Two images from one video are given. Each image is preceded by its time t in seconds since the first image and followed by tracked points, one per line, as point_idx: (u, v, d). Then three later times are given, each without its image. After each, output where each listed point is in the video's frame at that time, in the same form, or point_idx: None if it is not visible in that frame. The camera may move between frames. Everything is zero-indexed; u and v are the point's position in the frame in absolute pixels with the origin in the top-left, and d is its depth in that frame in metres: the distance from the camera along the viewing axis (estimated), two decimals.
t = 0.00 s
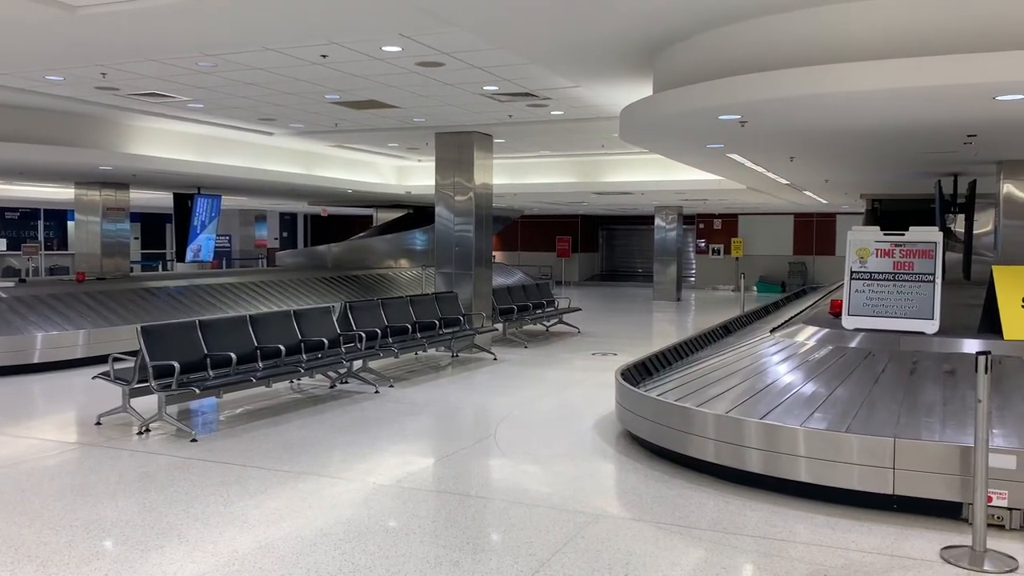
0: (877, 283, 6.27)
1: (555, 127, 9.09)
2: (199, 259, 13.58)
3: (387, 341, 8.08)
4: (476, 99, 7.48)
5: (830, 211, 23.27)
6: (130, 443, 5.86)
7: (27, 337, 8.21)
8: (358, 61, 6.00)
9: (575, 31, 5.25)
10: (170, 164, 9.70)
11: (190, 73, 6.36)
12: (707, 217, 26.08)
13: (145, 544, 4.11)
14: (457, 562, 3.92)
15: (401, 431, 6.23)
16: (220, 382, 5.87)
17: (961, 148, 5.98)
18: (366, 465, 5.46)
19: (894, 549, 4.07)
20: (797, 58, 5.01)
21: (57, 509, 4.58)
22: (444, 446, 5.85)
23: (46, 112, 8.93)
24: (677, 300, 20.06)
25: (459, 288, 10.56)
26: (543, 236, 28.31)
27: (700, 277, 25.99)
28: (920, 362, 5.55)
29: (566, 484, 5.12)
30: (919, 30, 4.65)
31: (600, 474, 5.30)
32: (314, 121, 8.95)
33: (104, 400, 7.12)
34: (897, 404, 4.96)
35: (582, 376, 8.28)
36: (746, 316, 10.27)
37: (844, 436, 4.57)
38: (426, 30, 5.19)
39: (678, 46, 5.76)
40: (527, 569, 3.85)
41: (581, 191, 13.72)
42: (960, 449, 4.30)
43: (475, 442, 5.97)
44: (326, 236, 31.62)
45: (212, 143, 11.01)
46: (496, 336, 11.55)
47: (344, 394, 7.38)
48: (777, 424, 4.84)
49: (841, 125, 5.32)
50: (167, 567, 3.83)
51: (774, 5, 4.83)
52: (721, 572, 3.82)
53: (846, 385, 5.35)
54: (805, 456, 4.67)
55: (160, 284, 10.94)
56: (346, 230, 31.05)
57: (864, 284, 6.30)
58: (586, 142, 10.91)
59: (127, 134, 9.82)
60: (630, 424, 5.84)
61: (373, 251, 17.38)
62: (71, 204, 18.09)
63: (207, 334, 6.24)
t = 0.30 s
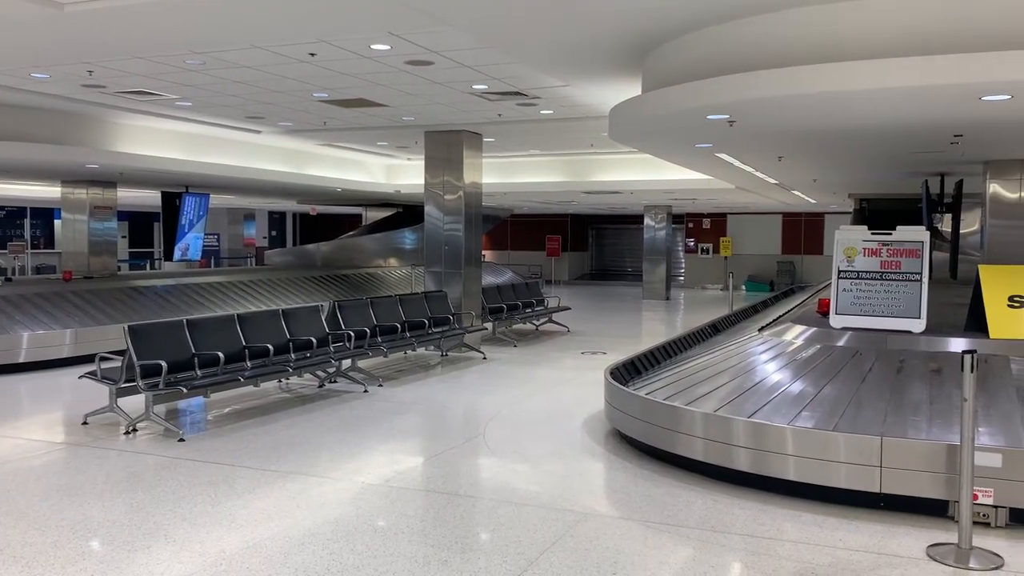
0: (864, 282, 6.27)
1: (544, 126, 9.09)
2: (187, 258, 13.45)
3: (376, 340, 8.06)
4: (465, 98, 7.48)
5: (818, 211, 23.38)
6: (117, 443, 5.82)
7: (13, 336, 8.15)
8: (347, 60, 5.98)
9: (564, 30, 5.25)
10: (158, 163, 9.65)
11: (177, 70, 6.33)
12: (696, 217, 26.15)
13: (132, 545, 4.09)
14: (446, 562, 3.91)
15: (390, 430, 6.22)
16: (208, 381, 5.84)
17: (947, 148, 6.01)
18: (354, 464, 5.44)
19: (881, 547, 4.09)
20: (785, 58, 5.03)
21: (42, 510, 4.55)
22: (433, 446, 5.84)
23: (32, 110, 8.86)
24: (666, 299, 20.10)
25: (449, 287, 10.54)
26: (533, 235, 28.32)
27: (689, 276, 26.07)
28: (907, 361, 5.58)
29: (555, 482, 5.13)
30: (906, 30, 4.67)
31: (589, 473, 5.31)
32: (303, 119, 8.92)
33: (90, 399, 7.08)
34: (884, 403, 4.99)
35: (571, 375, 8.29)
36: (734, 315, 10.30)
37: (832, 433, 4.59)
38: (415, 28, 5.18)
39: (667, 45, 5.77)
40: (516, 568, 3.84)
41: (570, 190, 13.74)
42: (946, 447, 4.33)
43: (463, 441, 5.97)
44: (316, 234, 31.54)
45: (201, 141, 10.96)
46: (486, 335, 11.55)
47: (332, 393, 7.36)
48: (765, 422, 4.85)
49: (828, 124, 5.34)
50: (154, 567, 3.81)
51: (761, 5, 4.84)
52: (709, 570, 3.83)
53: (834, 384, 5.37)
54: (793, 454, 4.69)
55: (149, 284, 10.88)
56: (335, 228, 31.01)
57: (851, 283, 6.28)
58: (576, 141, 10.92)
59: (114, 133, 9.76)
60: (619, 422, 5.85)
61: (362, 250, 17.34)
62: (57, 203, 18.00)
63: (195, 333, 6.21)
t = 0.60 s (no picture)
0: (852, 281, 6.32)
1: (532, 124, 9.08)
2: (174, 256, 13.41)
3: (364, 339, 8.04)
4: (454, 96, 7.47)
5: (806, 209, 23.48)
6: (103, 442, 5.78)
7: None
8: (335, 57, 5.96)
9: (553, 29, 5.25)
10: (145, 161, 9.59)
11: (164, 68, 6.30)
12: (685, 215, 26.21)
13: (118, 545, 4.06)
14: (434, 561, 3.90)
15: (378, 429, 6.20)
16: (195, 380, 5.81)
17: (933, 147, 6.05)
18: (343, 464, 5.42)
19: (868, 544, 4.10)
20: (773, 56, 5.05)
21: (27, 511, 4.51)
22: (422, 444, 5.83)
23: (18, 108, 8.79)
24: (654, 298, 20.14)
25: (438, 286, 10.53)
26: (523, 234, 28.33)
27: (677, 275, 26.14)
28: (894, 359, 5.60)
29: (543, 481, 5.12)
30: (890, 29, 4.70)
31: (578, 471, 5.31)
32: (291, 117, 8.89)
33: (76, 399, 7.02)
34: (871, 400, 5.01)
35: (559, 373, 8.29)
36: (722, 313, 10.33)
37: (819, 431, 4.60)
38: (404, 26, 5.17)
39: (656, 44, 5.78)
40: (504, 567, 3.84)
41: (558, 189, 13.75)
42: (933, 445, 4.35)
43: (452, 439, 5.96)
44: (304, 233, 31.46)
45: (188, 139, 10.91)
46: (475, 334, 11.54)
47: (321, 392, 7.34)
48: (753, 420, 4.86)
49: (815, 123, 5.35)
50: (139, 567, 3.78)
51: (748, 4, 4.86)
52: (697, 568, 3.83)
53: (821, 382, 5.39)
54: (781, 452, 4.70)
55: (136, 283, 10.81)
56: (323, 227, 30.95)
57: (838, 281, 6.34)
58: (564, 140, 10.92)
59: (101, 131, 9.70)
60: (608, 421, 5.85)
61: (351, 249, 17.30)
62: (43, 201, 17.90)
63: (182, 332, 6.18)
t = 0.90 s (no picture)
0: (839, 278, 6.33)
1: (521, 122, 9.08)
2: (161, 254, 13.33)
3: (353, 337, 8.01)
4: (442, 94, 7.45)
5: (794, 206, 23.55)
6: (89, 442, 5.73)
7: None
8: (323, 54, 5.94)
9: (541, 26, 5.25)
10: (132, 158, 9.54)
11: (149, 65, 6.26)
12: (674, 213, 26.26)
13: (104, 545, 4.03)
14: (423, 559, 3.89)
15: (367, 427, 6.19)
16: (183, 379, 5.77)
17: (919, 145, 6.08)
18: (332, 463, 5.40)
19: (855, 540, 4.12)
20: (760, 53, 5.06)
21: (12, 511, 4.46)
22: (411, 443, 5.82)
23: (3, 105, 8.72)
24: (643, 296, 20.11)
25: (427, 284, 10.51)
26: (512, 231, 28.32)
27: (666, 272, 26.18)
28: (881, 355, 5.63)
29: (532, 479, 5.12)
30: (877, 26, 4.72)
31: (567, 469, 5.30)
32: (279, 115, 8.86)
33: (62, 398, 6.97)
34: (859, 397, 5.03)
35: (548, 371, 8.29)
36: (710, 310, 10.36)
37: (807, 428, 4.62)
38: (392, 23, 5.15)
39: (644, 42, 5.78)
40: (493, 565, 3.83)
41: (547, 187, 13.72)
42: (919, 441, 4.37)
43: (441, 438, 5.95)
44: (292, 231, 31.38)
45: (175, 136, 10.86)
46: (464, 332, 11.53)
47: (309, 390, 7.31)
48: (741, 417, 4.88)
49: (802, 121, 5.37)
50: (126, 567, 3.76)
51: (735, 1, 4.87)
52: (685, 565, 3.84)
53: (809, 379, 5.41)
54: (769, 449, 4.71)
55: (125, 282, 10.74)
56: (312, 225, 30.89)
57: (826, 278, 6.35)
58: (553, 137, 10.93)
59: (88, 128, 9.64)
60: (596, 418, 5.85)
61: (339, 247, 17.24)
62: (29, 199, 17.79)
63: (169, 330, 6.14)
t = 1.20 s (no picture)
0: (827, 276, 6.31)
1: (509, 120, 9.07)
2: (148, 253, 13.34)
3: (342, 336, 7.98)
4: (431, 92, 7.43)
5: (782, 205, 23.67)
6: (76, 442, 5.70)
7: None
8: (311, 52, 5.91)
9: (528, 24, 5.24)
10: (118, 157, 9.48)
11: (135, 62, 6.22)
12: (663, 211, 26.33)
13: (92, 546, 4.00)
14: (412, 558, 3.88)
15: (355, 427, 6.16)
16: (170, 379, 5.74)
17: (906, 143, 6.10)
18: (321, 462, 5.38)
19: (843, 537, 4.13)
20: (748, 52, 5.07)
21: None
22: (401, 441, 5.80)
23: None
24: (633, 293, 20.11)
25: (416, 282, 10.48)
26: (501, 230, 28.33)
27: (655, 270, 26.25)
28: (869, 353, 5.65)
29: (521, 477, 5.12)
30: (864, 24, 4.73)
31: (556, 467, 5.30)
32: (266, 113, 8.81)
33: (48, 398, 6.92)
34: (847, 394, 5.05)
35: (537, 369, 8.29)
36: (698, 308, 10.38)
37: (795, 425, 4.63)
38: (379, 21, 5.13)
39: (632, 40, 5.78)
40: (483, 563, 3.83)
41: (536, 185, 13.71)
42: (907, 438, 4.39)
43: (430, 436, 5.93)
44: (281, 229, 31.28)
45: (162, 134, 10.80)
46: (453, 330, 11.52)
47: (297, 389, 7.28)
48: (730, 415, 4.89)
49: (790, 119, 5.38)
50: (111, 568, 3.73)
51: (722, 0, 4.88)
52: (675, 562, 3.84)
53: (797, 376, 5.43)
54: (758, 446, 4.73)
55: (112, 282, 10.67)
56: (300, 223, 30.82)
57: (814, 276, 6.34)
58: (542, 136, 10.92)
59: (74, 126, 9.58)
60: (586, 416, 5.85)
61: (328, 245, 17.19)
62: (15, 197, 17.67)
63: (156, 330, 6.11)
